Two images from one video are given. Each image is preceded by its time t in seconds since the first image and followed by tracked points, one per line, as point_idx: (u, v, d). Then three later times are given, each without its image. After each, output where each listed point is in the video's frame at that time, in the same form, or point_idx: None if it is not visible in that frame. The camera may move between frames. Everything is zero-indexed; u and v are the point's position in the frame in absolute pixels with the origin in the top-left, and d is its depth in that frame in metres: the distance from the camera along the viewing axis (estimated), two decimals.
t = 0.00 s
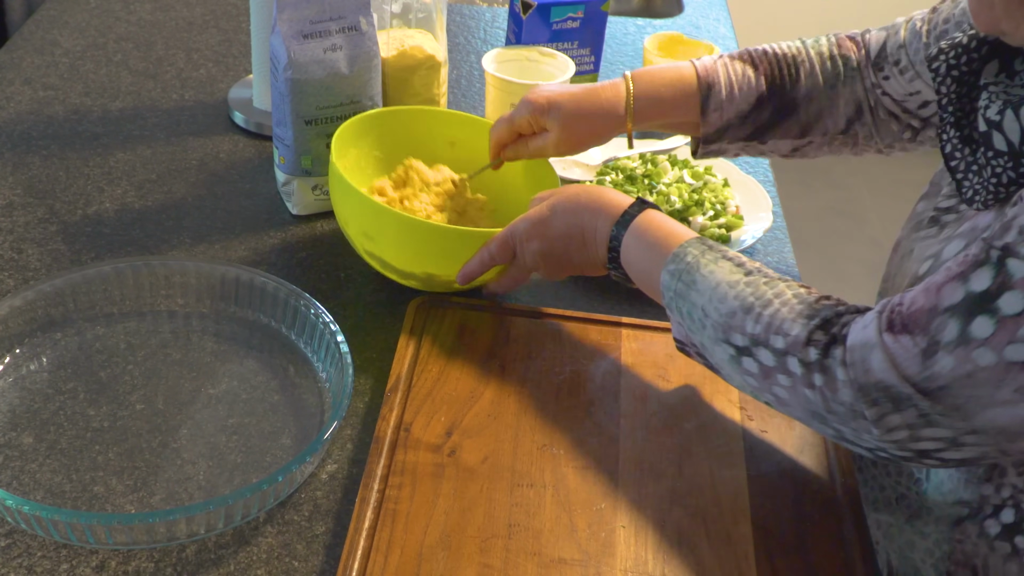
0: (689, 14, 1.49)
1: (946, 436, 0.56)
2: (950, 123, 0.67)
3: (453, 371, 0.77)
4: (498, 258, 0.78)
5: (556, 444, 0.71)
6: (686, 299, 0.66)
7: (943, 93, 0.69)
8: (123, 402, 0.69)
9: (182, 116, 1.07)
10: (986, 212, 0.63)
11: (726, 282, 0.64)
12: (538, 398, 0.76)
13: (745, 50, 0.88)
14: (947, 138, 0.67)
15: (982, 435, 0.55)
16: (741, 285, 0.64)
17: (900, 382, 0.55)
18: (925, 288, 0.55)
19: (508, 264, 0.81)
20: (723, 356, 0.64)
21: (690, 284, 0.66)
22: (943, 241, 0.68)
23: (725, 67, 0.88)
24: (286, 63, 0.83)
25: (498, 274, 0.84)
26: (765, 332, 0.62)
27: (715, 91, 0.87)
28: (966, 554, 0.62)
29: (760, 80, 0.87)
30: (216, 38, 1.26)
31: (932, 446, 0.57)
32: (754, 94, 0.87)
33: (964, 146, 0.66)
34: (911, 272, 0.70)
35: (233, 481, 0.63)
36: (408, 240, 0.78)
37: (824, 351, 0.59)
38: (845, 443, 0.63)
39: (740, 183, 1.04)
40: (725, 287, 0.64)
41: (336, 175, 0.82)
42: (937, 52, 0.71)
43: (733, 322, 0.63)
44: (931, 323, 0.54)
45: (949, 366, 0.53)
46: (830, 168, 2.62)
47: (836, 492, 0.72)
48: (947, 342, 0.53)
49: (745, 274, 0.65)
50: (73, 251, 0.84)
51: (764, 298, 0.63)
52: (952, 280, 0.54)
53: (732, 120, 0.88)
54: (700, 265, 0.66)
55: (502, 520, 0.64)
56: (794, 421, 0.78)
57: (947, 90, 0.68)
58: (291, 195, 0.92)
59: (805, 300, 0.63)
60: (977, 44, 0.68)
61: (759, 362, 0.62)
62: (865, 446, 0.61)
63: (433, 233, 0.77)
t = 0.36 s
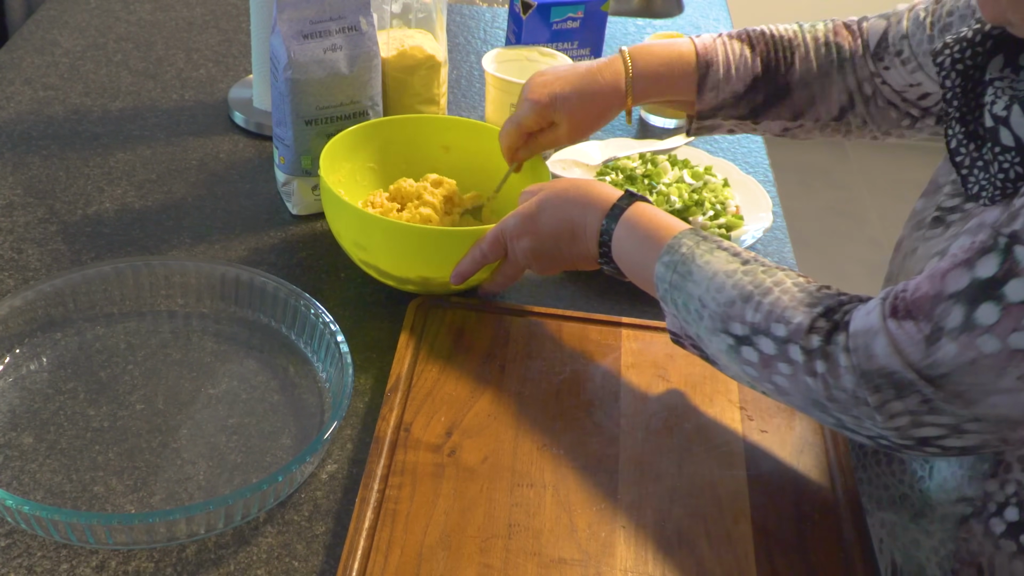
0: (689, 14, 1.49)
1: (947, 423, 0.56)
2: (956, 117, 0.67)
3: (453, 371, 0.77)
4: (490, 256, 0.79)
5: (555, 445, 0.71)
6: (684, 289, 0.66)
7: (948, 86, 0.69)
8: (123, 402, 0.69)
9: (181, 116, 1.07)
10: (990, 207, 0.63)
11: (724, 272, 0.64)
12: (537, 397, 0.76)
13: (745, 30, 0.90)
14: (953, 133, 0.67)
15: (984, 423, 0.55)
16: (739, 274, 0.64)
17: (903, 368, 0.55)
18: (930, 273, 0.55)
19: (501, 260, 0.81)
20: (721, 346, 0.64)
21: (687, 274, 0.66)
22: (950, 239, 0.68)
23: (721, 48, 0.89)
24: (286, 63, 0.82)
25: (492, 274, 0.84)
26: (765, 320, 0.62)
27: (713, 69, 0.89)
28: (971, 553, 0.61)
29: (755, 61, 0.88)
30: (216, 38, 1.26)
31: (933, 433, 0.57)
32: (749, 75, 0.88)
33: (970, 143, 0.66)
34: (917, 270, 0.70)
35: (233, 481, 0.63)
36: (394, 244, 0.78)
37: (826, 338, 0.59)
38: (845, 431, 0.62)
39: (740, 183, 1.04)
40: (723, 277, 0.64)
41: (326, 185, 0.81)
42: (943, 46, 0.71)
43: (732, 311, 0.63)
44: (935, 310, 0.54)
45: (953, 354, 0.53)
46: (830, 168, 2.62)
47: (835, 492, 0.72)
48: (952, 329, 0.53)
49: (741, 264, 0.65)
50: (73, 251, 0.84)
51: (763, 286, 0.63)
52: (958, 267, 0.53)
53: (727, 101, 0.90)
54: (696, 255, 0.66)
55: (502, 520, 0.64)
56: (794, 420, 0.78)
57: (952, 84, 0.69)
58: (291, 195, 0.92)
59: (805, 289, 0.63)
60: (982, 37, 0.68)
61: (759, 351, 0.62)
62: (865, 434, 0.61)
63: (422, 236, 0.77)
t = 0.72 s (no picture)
0: (689, 14, 1.49)
1: (948, 419, 0.56)
2: (956, 120, 0.67)
3: (453, 371, 0.77)
4: (486, 254, 0.79)
5: (555, 445, 0.71)
6: (682, 287, 0.66)
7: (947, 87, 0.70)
8: (123, 402, 0.69)
9: (182, 116, 1.07)
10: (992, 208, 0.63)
11: (722, 269, 0.64)
12: (537, 398, 0.76)
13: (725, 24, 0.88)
14: (953, 135, 0.67)
15: (985, 419, 0.55)
16: (738, 271, 0.64)
17: (904, 363, 0.55)
18: (931, 269, 0.55)
19: (499, 259, 0.81)
20: (721, 344, 0.64)
21: (686, 272, 0.66)
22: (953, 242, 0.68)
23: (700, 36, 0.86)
24: (286, 63, 0.83)
25: (487, 274, 0.84)
26: (765, 317, 0.62)
27: (690, 56, 0.85)
28: (976, 552, 0.62)
29: (733, 53, 0.86)
30: (216, 38, 1.26)
31: (934, 429, 0.57)
32: (727, 66, 0.86)
33: (970, 144, 0.66)
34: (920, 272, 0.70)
35: (233, 481, 0.63)
36: (391, 244, 0.78)
37: (826, 334, 0.59)
38: (845, 428, 0.62)
39: (740, 183, 1.04)
40: (722, 274, 0.64)
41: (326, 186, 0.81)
42: (942, 48, 0.71)
43: (732, 308, 0.63)
44: (936, 305, 0.54)
45: (954, 349, 0.53)
46: (830, 168, 2.62)
47: (835, 492, 0.72)
48: (953, 324, 0.53)
49: (740, 261, 0.65)
50: (73, 251, 0.84)
51: (763, 284, 0.63)
52: (959, 262, 0.53)
53: (705, 90, 0.86)
54: (694, 252, 0.66)
55: (502, 520, 0.64)
56: (793, 420, 0.78)
57: (951, 85, 0.69)
58: (291, 195, 0.92)
59: (804, 286, 0.63)
60: (981, 39, 0.68)
61: (759, 348, 0.62)
62: (866, 431, 0.61)
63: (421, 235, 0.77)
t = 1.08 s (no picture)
0: (689, 14, 1.49)
1: (951, 422, 0.56)
2: (961, 117, 0.67)
3: (453, 372, 0.77)
4: (484, 257, 0.79)
5: (555, 445, 0.71)
6: (683, 290, 0.66)
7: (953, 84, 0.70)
8: (123, 402, 0.69)
9: (181, 116, 1.07)
10: (997, 208, 0.63)
11: (723, 272, 0.64)
12: (538, 398, 0.76)
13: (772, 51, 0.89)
14: (958, 132, 0.67)
15: (988, 421, 0.55)
16: (739, 275, 0.64)
17: (908, 366, 0.55)
18: (935, 273, 0.55)
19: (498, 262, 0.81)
20: (721, 347, 0.64)
21: (686, 276, 0.66)
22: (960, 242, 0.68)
23: (754, 70, 0.88)
24: (286, 63, 0.83)
25: (486, 275, 0.84)
26: (766, 320, 0.62)
27: (740, 90, 0.88)
28: (976, 554, 0.61)
29: (784, 83, 0.87)
30: (216, 38, 1.26)
31: (937, 432, 0.57)
32: (778, 96, 0.87)
33: (975, 142, 0.65)
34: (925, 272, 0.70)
35: (233, 481, 0.63)
36: (392, 246, 0.78)
37: (828, 336, 0.59)
38: (848, 431, 0.62)
39: (740, 184, 1.04)
40: (722, 278, 0.64)
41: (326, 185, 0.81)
42: (950, 45, 0.72)
43: (732, 312, 0.63)
44: (940, 308, 0.54)
45: (958, 352, 0.53)
46: (830, 168, 2.62)
47: (835, 492, 0.72)
48: (957, 327, 0.53)
49: (741, 265, 0.65)
50: (73, 251, 0.84)
51: (763, 287, 0.63)
52: (964, 265, 0.54)
53: (753, 121, 0.89)
54: (694, 256, 0.66)
55: (502, 520, 0.64)
56: (793, 420, 0.78)
57: (957, 82, 0.69)
58: (291, 195, 0.92)
59: (805, 289, 0.63)
60: (987, 35, 0.69)
61: (760, 351, 0.62)
62: (870, 433, 0.61)
63: (421, 236, 0.78)
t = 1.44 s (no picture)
0: (689, 14, 1.49)
1: (954, 417, 0.56)
2: (977, 114, 0.67)
3: (452, 372, 0.77)
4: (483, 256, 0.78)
5: (556, 445, 0.71)
6: (683, 288, 0.66)
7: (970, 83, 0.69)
8: (123, 402, 0.69)
9: (181, 116, 1.07)
10: (1006, 204, 0.61)
11: (724, 269, 0.64)
12: (538, 398, 0.76)
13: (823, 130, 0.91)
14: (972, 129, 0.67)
15: (991, 417, 0.55)
16: (740, 271, 0.64)
17: (912, 360, 0.55)
18: (941, 267, 0.56)
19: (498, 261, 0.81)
20: (722, 345, 0.64)
21: (687, 273, 0.66)
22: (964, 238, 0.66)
23: (800, 146, 0.90)
24: (286, 64, 0.82)
25: (482, 274, 0.84)
26: (768, 316, 0.62)
27: (782, 165, 0.89)
28: (976, 554, 0.61)
29: (828, 156, 0.88)
30: (216, 38, 1.26)
31: (940, 427, 0.57)
32: (823, 167, 0.88)
33: (989, 139, 0.66)
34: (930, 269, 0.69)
35: (233, 480, 0.63)
36: (392, 244, 0.78)
37: (831, 330, 0.59)
38: (850, 428, 0.62)
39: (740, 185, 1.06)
40: (723, 275, 0.64)
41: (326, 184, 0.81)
42: (962, 43, 0.70)
43: (733, 308, 0.63)
44: (945, 301, 0.54)
45: (962, 346, 0.53)
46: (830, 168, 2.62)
47: (835, 492, 0.72)
48: (962, 320, 0.53)
49: (742, 261, 0.65)
50: (73, 251, 0.84)
51: (765, 284, 0.63)
52: (970, 259, 0.54)
53: (797, 199, 0.89)
54: (695, 253, 0.66)
55: (502, 520, 0.64)
56: (793, 420, 0.78)
57: (975, 82, 0.68)
58: (291, 195, 0.92)
59: (806, 285, 0.63)
60: (1004, 35, 0.68)
61: (762, 346, 0.62)
62: (871, 430, 0.61)
63: (420, 234, 0.77)
